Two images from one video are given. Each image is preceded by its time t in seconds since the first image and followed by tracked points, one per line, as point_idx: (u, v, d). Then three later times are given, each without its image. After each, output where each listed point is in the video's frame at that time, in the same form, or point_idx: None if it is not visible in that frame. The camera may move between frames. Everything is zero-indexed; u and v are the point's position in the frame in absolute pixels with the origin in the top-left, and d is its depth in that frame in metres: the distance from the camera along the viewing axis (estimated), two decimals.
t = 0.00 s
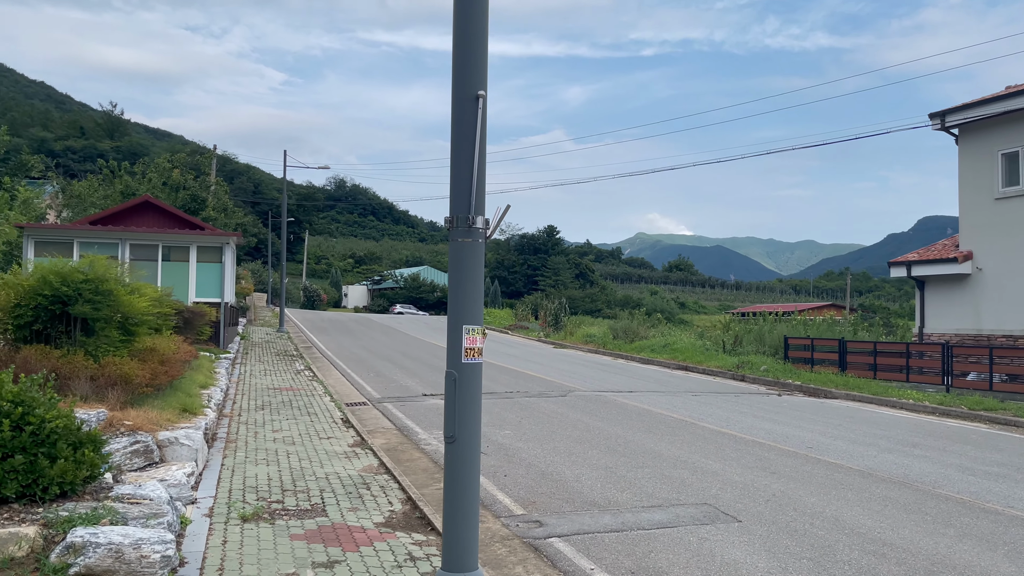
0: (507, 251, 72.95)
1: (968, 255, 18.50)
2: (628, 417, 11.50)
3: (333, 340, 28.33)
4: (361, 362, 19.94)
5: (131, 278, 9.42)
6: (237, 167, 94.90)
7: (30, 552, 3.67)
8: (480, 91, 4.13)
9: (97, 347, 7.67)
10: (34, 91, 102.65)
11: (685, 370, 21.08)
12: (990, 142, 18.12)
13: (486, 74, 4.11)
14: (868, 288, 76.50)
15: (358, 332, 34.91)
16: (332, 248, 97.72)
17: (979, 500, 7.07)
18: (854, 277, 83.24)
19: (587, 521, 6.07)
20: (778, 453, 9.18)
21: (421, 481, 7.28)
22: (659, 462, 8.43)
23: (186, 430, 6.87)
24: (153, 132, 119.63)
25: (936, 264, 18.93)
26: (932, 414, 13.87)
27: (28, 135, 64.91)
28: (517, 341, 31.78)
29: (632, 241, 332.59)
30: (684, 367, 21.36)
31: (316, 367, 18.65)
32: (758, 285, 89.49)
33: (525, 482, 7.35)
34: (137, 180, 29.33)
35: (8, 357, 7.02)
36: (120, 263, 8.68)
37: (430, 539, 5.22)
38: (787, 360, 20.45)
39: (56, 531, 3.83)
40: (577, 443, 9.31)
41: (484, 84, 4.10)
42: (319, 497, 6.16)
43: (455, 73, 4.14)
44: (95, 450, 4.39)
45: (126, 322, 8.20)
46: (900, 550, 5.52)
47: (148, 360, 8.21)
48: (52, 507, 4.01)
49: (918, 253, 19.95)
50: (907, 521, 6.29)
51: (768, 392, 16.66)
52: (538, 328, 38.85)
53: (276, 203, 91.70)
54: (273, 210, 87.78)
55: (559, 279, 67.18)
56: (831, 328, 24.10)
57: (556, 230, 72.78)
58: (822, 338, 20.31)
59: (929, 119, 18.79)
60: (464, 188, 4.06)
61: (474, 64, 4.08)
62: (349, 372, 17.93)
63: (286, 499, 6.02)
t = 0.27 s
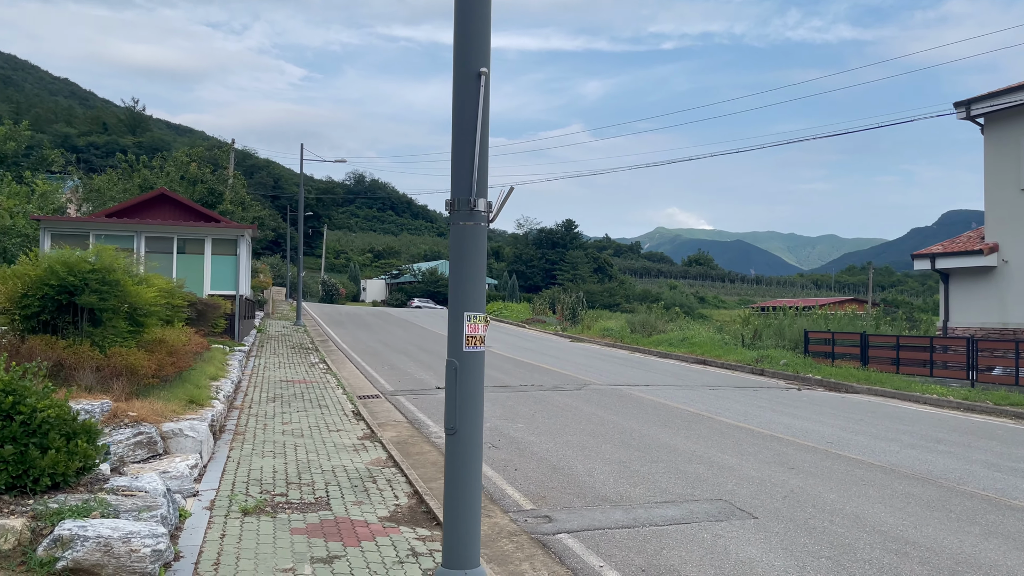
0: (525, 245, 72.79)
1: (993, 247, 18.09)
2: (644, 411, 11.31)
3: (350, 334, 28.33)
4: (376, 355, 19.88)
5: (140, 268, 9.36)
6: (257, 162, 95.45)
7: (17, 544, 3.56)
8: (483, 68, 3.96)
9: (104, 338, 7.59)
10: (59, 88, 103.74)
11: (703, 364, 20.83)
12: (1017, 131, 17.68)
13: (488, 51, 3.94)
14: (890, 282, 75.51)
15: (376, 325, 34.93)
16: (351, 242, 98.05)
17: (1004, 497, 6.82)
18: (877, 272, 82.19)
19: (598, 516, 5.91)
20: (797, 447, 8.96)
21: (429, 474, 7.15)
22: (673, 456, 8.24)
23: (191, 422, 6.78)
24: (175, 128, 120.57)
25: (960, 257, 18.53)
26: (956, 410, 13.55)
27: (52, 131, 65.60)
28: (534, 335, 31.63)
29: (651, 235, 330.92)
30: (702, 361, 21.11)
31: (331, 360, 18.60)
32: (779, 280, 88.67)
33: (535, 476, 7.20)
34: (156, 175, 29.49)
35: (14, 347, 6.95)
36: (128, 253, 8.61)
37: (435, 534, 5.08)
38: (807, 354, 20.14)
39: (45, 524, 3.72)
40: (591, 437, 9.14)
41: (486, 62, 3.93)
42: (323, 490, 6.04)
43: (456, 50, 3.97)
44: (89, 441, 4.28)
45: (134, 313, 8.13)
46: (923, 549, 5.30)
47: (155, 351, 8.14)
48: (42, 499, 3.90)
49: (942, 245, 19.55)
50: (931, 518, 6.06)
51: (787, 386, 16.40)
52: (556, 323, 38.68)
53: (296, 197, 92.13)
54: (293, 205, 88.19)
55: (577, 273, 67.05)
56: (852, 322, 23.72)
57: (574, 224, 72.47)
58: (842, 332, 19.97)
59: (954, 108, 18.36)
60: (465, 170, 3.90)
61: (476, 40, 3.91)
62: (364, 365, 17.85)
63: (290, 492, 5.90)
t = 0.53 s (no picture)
0: (541, 240, 72.57)
1: (1017, 240, 17.69)
2: (658, 407, 11.12)
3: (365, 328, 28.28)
4: (389, 350, 19.79)
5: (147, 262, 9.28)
6: (274, 156, 95.79)
7: None
8: (483, 50, 3.79)
9: (107, 332, 7.51)
10: (79, 83, 104.53)
11: (719, 359, 20.57)
12: None
13: (488, 33, 3.77)
14: (911, 277, 74.56)
15: (390, 319, 34.90)
16: (368, 236, 98.21)
17: None
18: (897, 266, 81.22)
19: (607, 516, 5.74)
20: (814, 445, 8.74)
21: (435, 471, 7.02)
22: (686, 454, 8.06)
23: (193, 417, 6.68)
24: (193, 123, 121.24)
25: (983, 251, 18.14)
26: (978, 407, 13.25)
27: (72, 126, 66.08)
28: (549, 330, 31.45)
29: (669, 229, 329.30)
30: (718, 356, 20.85)
31: (343, 354, 18.52)
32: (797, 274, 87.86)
33: (544, 474, 7.04)
34: (171, 169, 29.56)
35: (16, 340, 6.88)
36: (134, 246, 8.53)
37: (438, 535, 4.93)
38: (825, 349, 19.83)
39: (30, 524, 3.61)
40: (602, 434, 8.97)
41: (486, 44, 3.76)
42: (326, 487, 5.91)
43: (455, 32, 3.80)
44: (79, 438, 4.17)
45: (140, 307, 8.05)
46: (944, 553, 5.09)
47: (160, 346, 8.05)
48: (28, 497, 3.79)
49: (965, 238, 19.15)
50: (953, 520, 5.84)
51: (805, 382, 16.12)
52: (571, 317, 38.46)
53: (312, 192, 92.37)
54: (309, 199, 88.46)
55: (593, 268, 66.72)
56: (872, 317, 23.34)
57: (591, 218, 72.13)
58: (862, 327, 19.64)
59: (978, 98, 17.95)
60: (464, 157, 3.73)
61: (477, 20, 3.74)
62: (376, 359, 17.77)
63: (291, 489, 5.78)
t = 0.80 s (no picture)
0: (557, 232, 72.36)
1: None
2: (670, 399, 10.96)
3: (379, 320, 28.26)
4: (402, 342, 19.73)
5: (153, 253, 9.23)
6: (291, 150, 96.13)
7: None
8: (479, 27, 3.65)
9: (111, 322, 7.44)
10: (100, 78, 105.30)
11: (734, 351, 20.35)
12: None
13: (485, 8, 3.63)
14: (931, 270, 73.67)
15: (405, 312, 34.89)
16: (384, 229, 98.39)
17: None
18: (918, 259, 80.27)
19: (612, 511, 5.59)
20: (829, 439, 8.55)
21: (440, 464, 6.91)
22: (698, 447, 7.90)
23: (196, 408, 6.60)
24: (212, 117, 121.90)
25: (1005, 241, 17.79)
26: (998, 400, 12.98)
27: (92, 120, 66.59)
28: (564, 322, 31.29)
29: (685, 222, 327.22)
30: (733, 348, 20.63)
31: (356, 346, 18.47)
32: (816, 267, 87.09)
33: (550, 467, 6.91)
34: (187, 162, 29.65)
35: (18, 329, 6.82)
36: (138, 236, 8.47)
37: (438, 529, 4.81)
38: (842, 342, 19.55)
39: (13, 515, 3.53)
40: (612, 426, 8.83)
41: (483, 20, 3.61)
42: (327, 480, 5.81)
43: (450, 7, 3.66)
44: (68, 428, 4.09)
45: (145, 297, 7.98)
46: (962, 551, 4.91)
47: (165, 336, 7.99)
48: (14, 489, 3.72)
49: (986, 229, 18.78)
50: (971, 517, 5.65)
51: (821, 375, 15.89)
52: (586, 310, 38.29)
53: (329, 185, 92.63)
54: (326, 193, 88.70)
55: (610, 261, 66.44)
56: (891, 309, 23.01)
57: (607, 211, 71.79)
58: (880, 319, 19.35)
59: (1000, 86, 17.57)
60: (459, 138, 3.59)
61: None
62: (388, 351, 17.71)
63: (292, 482, 5.68)
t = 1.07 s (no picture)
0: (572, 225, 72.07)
1: None
2: (680, 392, 10.78)
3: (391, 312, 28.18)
4: (413, 334, 19.64)
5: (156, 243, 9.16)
6: (307, 143, 96.34)
7: None
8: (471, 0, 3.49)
9: (112, 311, 7.36)
10: (118, 71, 105.90)
11: (748, 344, 20.10)
12: None
13: None
14: (951, 263, 72.74)
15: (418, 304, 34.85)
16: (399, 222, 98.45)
17: None
18: (937, 252, 79.31)
19: (615, 505, 5.45)
20: (842, 433, 8.35)
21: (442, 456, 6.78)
22: (707, 441, 7.73)
23: (194, 398, 6.52)
24: (229, 110, 122.40)
25: None
26: (1018, 394, 12.70)
27: (110, 114, 67.00)
28: (577, 314, 31.11)
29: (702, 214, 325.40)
30: (747, 341, 20.38)
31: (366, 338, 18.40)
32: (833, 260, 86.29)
33: (554, 460, 6.77)
34: (200, 154, 29.68)
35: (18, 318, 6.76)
36: (141, 226, 8.40)
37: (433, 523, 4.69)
38: (859, 335, 19.26)
39: None
40: (620, 419, 8.67)
41: None
42: (324, 472, 5.70)
43: None
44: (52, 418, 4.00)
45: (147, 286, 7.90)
46: (978, 549, 4.72)
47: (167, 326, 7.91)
48: None
49: (1007, 220, 18.41)
50: (988, 514, 5.46)
51: (836, 368, 15.63)
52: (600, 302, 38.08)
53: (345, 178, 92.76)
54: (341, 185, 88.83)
55: (625, 253, 66.11)
56: (909, 301, 22.66)
57: (622, 203, 71.38)
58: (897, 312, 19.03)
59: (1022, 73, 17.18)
60: (449, 116, 3.45)
61: None
62: (399, 343, 17.62)
63: (288, 474, 5.57)
